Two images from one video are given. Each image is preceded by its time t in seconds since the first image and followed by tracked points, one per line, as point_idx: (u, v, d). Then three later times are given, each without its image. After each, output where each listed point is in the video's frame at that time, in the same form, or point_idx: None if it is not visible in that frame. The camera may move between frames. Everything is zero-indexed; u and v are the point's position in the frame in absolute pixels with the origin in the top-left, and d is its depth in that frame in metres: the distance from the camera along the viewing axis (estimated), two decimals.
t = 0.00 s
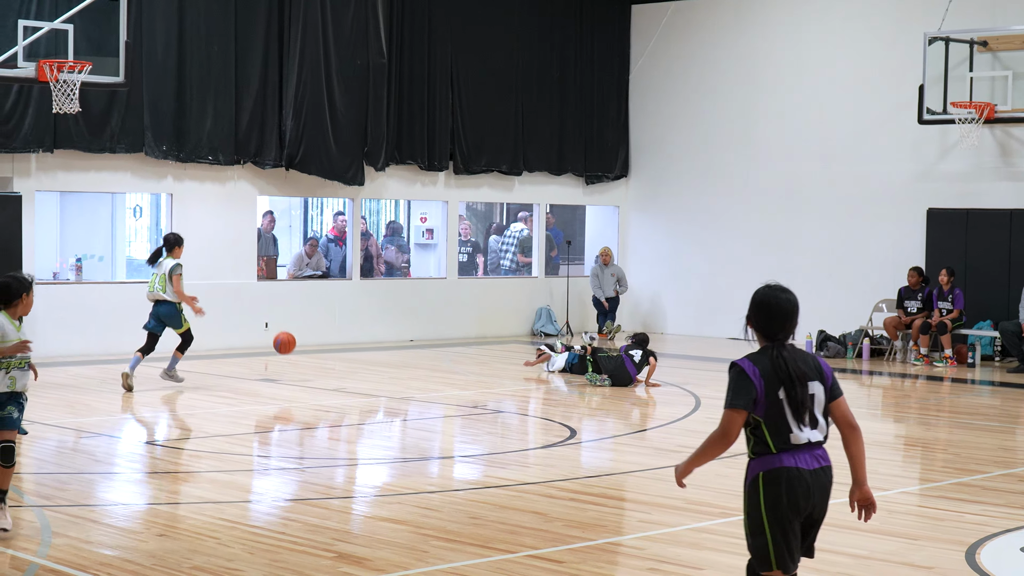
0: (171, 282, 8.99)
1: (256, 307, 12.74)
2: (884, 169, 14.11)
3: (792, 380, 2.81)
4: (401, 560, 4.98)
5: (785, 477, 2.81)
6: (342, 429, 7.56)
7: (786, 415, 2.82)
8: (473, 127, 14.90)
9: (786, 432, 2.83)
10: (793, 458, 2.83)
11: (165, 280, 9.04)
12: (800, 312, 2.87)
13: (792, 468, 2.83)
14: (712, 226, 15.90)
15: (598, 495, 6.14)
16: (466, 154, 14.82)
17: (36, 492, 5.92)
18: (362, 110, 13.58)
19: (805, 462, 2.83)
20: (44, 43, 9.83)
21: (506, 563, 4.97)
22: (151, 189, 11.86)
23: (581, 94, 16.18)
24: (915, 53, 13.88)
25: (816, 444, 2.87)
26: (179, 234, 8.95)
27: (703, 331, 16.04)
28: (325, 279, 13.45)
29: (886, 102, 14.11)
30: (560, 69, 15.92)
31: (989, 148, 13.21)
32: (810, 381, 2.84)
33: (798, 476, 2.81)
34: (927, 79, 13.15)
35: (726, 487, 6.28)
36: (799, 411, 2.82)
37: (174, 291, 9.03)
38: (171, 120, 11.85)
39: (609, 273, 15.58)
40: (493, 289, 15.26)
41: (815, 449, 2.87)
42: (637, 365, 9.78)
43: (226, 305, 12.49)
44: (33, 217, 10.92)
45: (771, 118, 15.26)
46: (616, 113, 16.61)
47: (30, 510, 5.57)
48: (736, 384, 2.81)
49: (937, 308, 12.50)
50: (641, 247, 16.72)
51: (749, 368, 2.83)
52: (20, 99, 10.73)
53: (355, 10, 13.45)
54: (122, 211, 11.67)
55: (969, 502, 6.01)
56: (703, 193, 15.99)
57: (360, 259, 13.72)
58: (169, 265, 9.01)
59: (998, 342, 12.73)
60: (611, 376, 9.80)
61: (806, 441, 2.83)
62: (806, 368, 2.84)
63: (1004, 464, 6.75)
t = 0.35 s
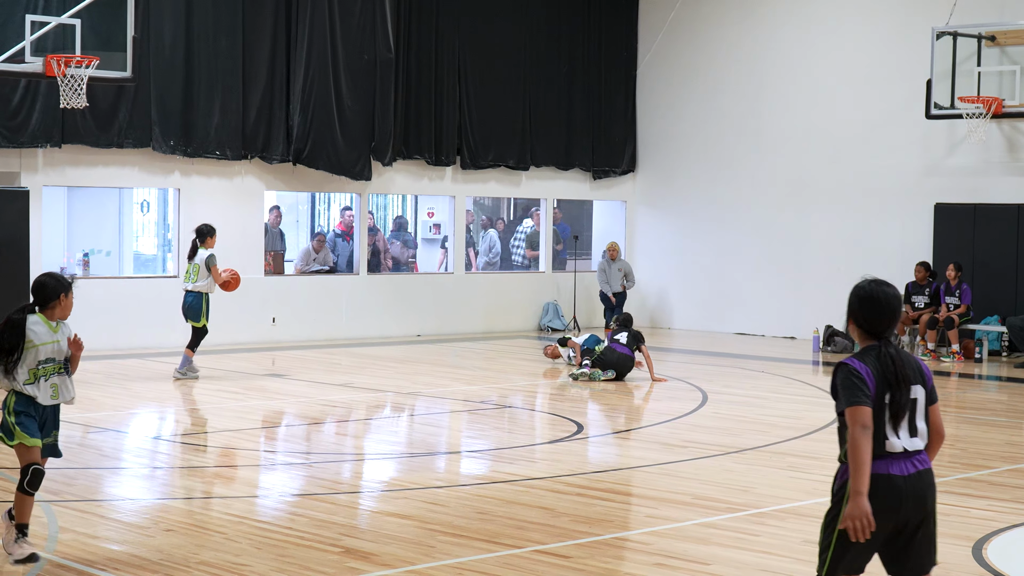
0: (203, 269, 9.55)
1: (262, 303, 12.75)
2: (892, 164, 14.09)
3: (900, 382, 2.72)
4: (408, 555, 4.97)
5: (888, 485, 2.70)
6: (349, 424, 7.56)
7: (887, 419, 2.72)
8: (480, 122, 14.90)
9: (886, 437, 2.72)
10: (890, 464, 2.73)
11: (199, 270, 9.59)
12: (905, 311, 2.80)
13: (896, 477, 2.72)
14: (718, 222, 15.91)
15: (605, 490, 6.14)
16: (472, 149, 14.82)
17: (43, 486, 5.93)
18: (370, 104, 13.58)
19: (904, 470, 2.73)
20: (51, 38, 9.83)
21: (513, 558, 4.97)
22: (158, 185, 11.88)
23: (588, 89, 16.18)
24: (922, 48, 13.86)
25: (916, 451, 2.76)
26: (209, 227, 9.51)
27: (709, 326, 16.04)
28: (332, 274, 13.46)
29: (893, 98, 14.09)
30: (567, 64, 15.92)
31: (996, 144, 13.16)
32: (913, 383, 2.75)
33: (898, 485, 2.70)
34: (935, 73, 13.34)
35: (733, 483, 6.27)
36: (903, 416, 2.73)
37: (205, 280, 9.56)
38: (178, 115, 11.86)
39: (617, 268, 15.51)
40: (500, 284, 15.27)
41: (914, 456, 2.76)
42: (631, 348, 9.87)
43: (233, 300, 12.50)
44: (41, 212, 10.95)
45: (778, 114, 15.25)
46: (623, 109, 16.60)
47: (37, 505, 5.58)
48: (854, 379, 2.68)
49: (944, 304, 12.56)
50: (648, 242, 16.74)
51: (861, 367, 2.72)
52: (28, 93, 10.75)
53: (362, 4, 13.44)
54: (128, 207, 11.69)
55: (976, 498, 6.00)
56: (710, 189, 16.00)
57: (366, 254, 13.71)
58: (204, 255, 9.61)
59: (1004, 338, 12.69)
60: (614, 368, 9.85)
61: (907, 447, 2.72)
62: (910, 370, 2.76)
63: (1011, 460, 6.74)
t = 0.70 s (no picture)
0: (224, 267, 9.75)
1: (263, 301, 12.75)
2: (892, 162, 14.09)
3: (1007, 383, 2.67)
4: (409, 554, 4.98)
5: (994, 491, 2.66)
6: (349, 423, 7.56)
7: (994, 420, 2.67)
8: (481, 121, 14.91)
9: (995, 439, 2.68)
10: (1000, 467, 2.68)
11: (220, 266, 9.80)
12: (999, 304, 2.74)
13: (1004, 482, 2.67)
14: (719, 220, 15.92)
15: (606, 489, 6.14)
16: (473, 147, 14.82)
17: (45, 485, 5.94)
18: (370, 102, 13.57)
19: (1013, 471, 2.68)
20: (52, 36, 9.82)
21: (514, 556, 4.98)
22: (159, 184, 11.88)
23: (589, 88, 16.18)
24: (923, 45, 13.87)
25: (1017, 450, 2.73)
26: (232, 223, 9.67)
27: (711, 324, 16.03)
28: (332, 273, 13.46)
29: (894, 96, 14.10)
30: (567, 62, 15.92)
31: (996, 142, 13.19)
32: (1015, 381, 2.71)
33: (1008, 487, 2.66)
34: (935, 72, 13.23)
35: (734, 481, 6.28)
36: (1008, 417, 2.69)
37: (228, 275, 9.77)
38: (179, 114, 11.86)
39: (619, 266, 15.46)
40: (500, 282, 15.27)
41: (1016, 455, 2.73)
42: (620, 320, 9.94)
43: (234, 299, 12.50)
44: (42, 210, 10.96)
45: (779, 113, 15.25)
46: (624, 107, 16.61)
47: (38, 503, 5.58)
48: (962, 385, 2.60)
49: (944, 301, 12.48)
50: (648, 241, 16.75)
51: (967, 369, 2.64)
52: (29, 92, 10.74)
53: (363, 3, 13.44)
54: (129, 206, 11.69)
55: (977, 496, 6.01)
56: (711, 187, 16.00)
57: (367, 252, 13.72)
58: (226, 251, 9.79)
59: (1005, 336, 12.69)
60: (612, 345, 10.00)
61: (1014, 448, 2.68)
62: (1011, 368, 2.72)
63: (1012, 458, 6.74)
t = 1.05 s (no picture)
0: (253, 267, 9.75)
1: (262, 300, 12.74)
2: (892, 161, 14.09)
3: None
4: (409, 552, 4.98)
5: None
6: (349, 421, 7.56)
7: None
8: (481, 119, 14.91)
9: None
10: None
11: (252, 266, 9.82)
12: None
13: None
14: (717, 218, 15.94)
15: (606, 487, 6.14)
16: (473, 146, 14.81)
17: (46, 484, 5.94)
18: (370, 101, 13.57)
19: None
20: (52, 36, 9.82)
21: (514, 555, 4.98)
22: (159, 182, 11.88)
23: (589, 86, 16.18)
24: (923, 43, 13.87)
25: None
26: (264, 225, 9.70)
27: (711, 323, 16.02)
28: (332, 272, 13.44)
29: (894, 94, 14.09)
30: (568, 61, 15.92)
31: (996, 142, 13.19)
32: None
33: None
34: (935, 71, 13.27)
35: (733, 480, 6.28)
36: None
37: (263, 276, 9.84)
38: (179, 113, 11.86)
39: (618, 265, 15.47)
40: (500, 281, 15.27)
41: None
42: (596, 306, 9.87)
43: (233, 298, 12.50)
44: (42, 209, 10.97)
45: (779, 112, 15.25)
46: (624, 106, 16.62)
47: (38, 502, 5.58)
48: (1007, 395, 2.70)
49: (944, 300, 12.52)
50: (648, 240, 16.74)
51: (1016, 377, 2.73)
52: (29, 90, 10.74)
53: (363, 1, 13.44)
54: (130, 205, 11.69)
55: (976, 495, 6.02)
56: (711, 187, 16.00)
57: (366, 251, 13.72)
58: (258, 252, 9.80)
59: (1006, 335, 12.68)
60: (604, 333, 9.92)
61: None
62: None
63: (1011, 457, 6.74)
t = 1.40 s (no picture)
0: (291, 268, 9.82)
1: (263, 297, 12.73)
2: (893, 158, 14.08)
3: None
4: (410, 550, 4.98)
5: None
6: (350, 419, 7.55)
7: None
8: (481, 117, 14.91)
9: None
10: None
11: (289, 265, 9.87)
12: None
13: None
14: (718, 215, 15.94)
15: (607, 485, 6.15)
16: (474, 144, 14.82)
17: (47, 482, 5.95)
18: (371, 98, 13.56)
19: None
20: (52, 34, 9.82)
21: (514, 553, 4.98)
22: (160, 180, 11.88)
23: (589, 84, 16.18)
24: (923, 40, 13.85)
25: None
26: (303, 225, 9.61)
27: (712, 320, 16.01)
28: (333, 270, 13.43)
29: (895, 92, 14.08)
30: (568, 59, 15.92)
31: (997, 138, 13.17)
32: None
33: None
34: (935, 70, 13.26)
35: (734, 477, 6.28)
36: None
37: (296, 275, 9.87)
38: (180, 110, 11.85)
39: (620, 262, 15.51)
40: (501, 279, 15.26)
41: None
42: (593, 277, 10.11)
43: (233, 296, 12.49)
44: (42, 207, 10.97)
45: (779, 110, 15.25)
46: (625, 104, 16.62)
47: (39, 500, 5.58)
48: None
49: (945, 299, 12.56)
50: (649, 237, 16.73)
51: None
52: (30, 88, 10.75)
53: None
54: (130, 202, 11.69)
55: (977, 493, 6.02)
56: (711, 185, 16.00)
57: (367, 249, 13.71)
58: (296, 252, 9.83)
59: (1006, 333, 12.68)
60: (597, 305, 10.11)
61: None
62: None
63: (1013, 454, 6.73)
